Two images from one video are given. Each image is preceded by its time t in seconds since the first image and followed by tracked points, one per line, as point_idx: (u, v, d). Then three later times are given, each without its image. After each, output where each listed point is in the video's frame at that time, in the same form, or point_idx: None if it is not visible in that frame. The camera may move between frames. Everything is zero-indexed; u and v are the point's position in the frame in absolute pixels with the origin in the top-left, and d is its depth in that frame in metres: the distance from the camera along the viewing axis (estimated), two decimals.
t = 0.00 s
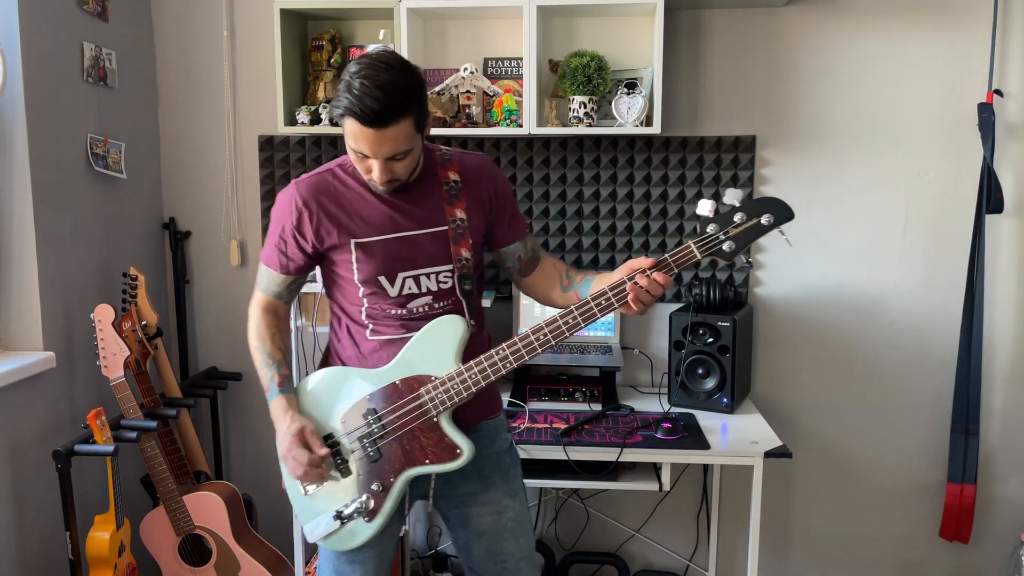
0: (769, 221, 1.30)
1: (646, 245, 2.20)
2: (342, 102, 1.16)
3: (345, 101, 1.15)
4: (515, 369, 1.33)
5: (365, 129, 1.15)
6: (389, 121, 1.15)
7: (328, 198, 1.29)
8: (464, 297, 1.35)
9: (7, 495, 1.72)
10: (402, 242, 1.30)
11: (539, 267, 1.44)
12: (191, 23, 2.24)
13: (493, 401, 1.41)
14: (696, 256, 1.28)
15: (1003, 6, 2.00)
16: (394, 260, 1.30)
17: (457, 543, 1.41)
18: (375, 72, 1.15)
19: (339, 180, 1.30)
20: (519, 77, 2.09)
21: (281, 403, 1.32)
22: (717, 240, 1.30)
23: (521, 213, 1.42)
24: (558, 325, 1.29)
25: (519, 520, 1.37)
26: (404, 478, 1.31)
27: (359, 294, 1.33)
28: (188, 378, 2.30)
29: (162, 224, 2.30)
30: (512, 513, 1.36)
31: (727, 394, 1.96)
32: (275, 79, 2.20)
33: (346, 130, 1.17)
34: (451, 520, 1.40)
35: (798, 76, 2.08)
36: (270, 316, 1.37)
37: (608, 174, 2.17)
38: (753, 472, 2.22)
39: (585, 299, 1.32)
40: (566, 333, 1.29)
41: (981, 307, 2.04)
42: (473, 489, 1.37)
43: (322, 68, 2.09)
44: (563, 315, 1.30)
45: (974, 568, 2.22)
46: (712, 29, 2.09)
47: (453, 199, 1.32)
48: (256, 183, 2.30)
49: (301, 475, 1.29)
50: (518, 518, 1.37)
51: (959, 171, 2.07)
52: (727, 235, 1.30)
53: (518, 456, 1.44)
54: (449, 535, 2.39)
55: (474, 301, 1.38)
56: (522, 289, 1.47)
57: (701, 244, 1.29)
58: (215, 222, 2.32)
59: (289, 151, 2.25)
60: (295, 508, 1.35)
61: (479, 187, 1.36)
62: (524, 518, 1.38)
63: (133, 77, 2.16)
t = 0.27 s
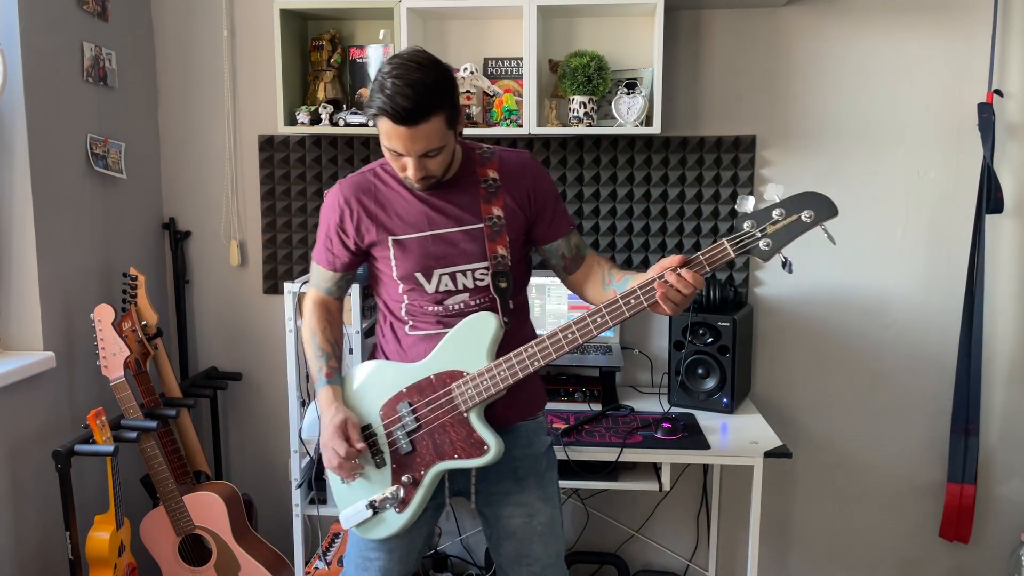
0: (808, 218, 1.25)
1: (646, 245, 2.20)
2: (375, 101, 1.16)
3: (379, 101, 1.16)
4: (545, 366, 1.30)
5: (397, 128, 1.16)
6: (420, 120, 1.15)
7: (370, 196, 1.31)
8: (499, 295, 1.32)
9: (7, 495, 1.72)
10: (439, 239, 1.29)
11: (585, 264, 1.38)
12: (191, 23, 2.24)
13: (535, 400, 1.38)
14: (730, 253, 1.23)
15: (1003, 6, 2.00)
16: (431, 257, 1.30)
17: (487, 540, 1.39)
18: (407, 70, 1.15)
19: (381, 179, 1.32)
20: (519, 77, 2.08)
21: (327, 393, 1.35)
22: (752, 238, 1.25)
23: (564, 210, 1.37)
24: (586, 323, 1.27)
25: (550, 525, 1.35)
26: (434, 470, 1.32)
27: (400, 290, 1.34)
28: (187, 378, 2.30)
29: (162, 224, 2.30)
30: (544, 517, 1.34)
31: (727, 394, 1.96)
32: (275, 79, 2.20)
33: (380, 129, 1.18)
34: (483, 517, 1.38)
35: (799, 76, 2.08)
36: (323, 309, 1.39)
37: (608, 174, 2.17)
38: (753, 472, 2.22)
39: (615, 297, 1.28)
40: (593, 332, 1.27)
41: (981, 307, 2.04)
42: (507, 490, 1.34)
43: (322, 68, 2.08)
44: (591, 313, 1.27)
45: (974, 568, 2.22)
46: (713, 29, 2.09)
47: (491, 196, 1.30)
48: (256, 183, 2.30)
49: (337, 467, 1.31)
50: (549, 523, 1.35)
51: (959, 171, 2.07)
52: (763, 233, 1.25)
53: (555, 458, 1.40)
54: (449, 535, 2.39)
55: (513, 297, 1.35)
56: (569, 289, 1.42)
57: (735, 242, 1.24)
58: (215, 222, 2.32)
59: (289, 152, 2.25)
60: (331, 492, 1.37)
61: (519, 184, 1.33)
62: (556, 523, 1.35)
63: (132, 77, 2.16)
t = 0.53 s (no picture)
0: (826, 224, 1.25)
1: (646, 245, 2.20)
2: (401, 89, 1.17)
3: (404, 89, 1.17)
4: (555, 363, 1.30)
5: (422, 115, 1.16)
6: (444, 107, 1.16)
7: (386, 187, 1.32)
8: (512, 292, 1.32)
9: (8, 495, 1.72)
10: (451, 233, 1.30)
11: (596, 264, 1.39)
12: (191, 23, 2.24)
13: (543, 397, 1.38)
14: (746, 257, 1.24)
15: (1003, 6, 2.00)
16: (443, 250, 1.30)
17: (490, 538, 1.40)
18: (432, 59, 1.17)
19: (398, 172, 1.33)
20: (519, 77, 2.08)
21: (338, 380, 1.35)
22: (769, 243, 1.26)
23: (580, 209, 1.38)
24: (597, 322, 1.28)
25: (554, 523, 1.35)
26: (443, 463, 1.32)
27: (412, 283, 1.34)
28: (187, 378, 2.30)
29: (162, 224, 2.30)
30: (547, 515, 1.34)
31: (727, 394, 1.96)
32: (275, 79, 2.20)
33: (405, 118, 1.19)
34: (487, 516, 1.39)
35: (799, 76, 2.08)
36: (332, 299, 1.40)
37: (608, 174, 2.17)
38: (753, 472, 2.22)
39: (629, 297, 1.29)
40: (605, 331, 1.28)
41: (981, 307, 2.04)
42: (511, 487, 1.35)
43: (322, 68, 2.08)
44: (604, 312, 1.28)
45: (974, 568, 2.22)
46: (713, 28, 2.09)
47: (507, 193, 1.31)
48: (256, 183, 2.30)
49: (359, 453, 1.30)
50: (553, 521, 1.35)
51: (959, 171, 2.07)
52: (779, 238, 1.26)
53: (561, 456, 1.41)
54: (449, 535, 2.39)
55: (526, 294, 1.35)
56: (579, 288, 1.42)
57: (752, 246, 1.25)
58: (215, 222, 2.32)
59: (289, 152, 2.25)
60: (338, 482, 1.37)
61: (535, 182, 1.33)
62: (560, 521, 1.36)
63: (132, 77, 2.16)
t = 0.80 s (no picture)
0: (807, 226, 1.27)
1: (646, 245, 2.20)
2: (417, 87, 1.20)
3: (443, 75, 1.18)
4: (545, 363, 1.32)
5: (466, 96, 1.19)
6: (482, 88, 1.21)
7: (369, 187, 1.31)
8: (497, 292, 1.35)
9: (7, 495, 1.72)
10: (436, 234, 1.30)
11: (573, 266, 1.44)
12: (191, 23, 2.24)
13: (522, 397, 1.40)
14: (732, 257, 1.26)
15: (1003, 6, 2.00)
16: (428, 251, 1.30)
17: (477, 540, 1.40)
18: (457, 47, 1.22)
19: (380, 172, 1.32)
20: (519, 77, 2.07)
21: (316, 385, 1.33)
22: (753, 244, 1.27)
23: (558, 211, 1.41)
24: (589, 321, 1.30)
25: (541, 520, 1.36)
26: (433, 467, 1.31)
27: (393, 284, 1.33)
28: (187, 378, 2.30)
29: (162, 224, 2.30)
30: (535, 512, 1.35)
31: (727, 394, 1.96)
32: (275, 79, 2.20)
33: (443, 105, 1.19)
34: (473, 517, 1.39)
35: (799, 76, 2.08)
36: (305, 301, 1.38)
37: (608, 174, 2.17)
38: (753, 472, 2.22)
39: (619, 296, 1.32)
40: (596, 330, 1.30)
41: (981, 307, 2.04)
42: (497, 486, 1.36)
43: (322, 68, 2.08)
44: (595, 312, 1.30)
45: (974, 568, 2.22)
46: (713, 29, 2.09)
47: (492, 194, 1.32)
48: (256, 183, 2.30)
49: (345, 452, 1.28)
50: (540, 518, 1.36)
51: (959, 171, 2.07)
52: (764, 239, 1.28)
53: (543, 454, 1.42)
54: (449, 535, 2.39)
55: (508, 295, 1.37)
56: (556, 289, 1.47)
57: (736, 246, 1.27)
58: (215, 222, 2.32)
59: (289, 151, 2.25)
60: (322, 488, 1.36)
61: (517, 184, 1.35)
62: (546, 518, 1.37)
63: (132, 77, 2.16)
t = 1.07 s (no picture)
0: (772, 228, 1.30)
1: (646, 245, 2.20)
2: (402, 86, 1.21)
3: (427, 73, 1.21)
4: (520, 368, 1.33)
5: (450, 95, 1.22)
6: (462, 88, 1.24)
7: (335, 193, 1.30)
8: (468, 297, 1.38)
9: (7, 496, 1.72)
10: (405, 241, 1.31)
11: (539, 270, 1.46)
12: (191, 23, 2.24)
13: (492, 402, 1.42)
14: (701, 259, 1.29)
15: (1003, 6, 2.00)
16: (397, 258, 1.31)
17: (456, 544, 1.41)
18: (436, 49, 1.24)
19: (347, 178, 1.31)
20: (519, 77, 2.09)
21: (288, 398, 1.31)
22: (721, 246, 1.30)
23: (522, 217, 1.45)
24: (563, 326, 1.30)
25: (518, 519, 1.37)
26: (409, 475, 1.32)
27: (362, 291, 1.33)
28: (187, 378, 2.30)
29: (162, 224, 2.30)
30: (512, 512, 1.36)
31: (727, 394, 1.96)
32: (275, 79, 2.20)
33: (428, 104, 1.20)
34: (450, 521, 1.40)
35: (798, 76, 2.08)
36: (267, 309, 1.35)
37: (608, 174, 2.18)
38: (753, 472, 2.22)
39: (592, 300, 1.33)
40: (571, 334, 1.30)
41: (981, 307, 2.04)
42: (472, 490, 1.36)
43: (322, 68, 2.09)
44: (567, 317, 1.31)
45: (974, 568, 2.22)
46: (713, 29, 2.09)
47: (460, 200, 1.34)
48: (256, 183, 2.30)
49: (316, 468, 1.27)
50: (517, 518, 1.37)
51: (959, 170, 2.07)
52: (730, 242, 1.30)
53: (517, 455, 1.43)
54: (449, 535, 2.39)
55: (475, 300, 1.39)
56: (523, 293, 1.49)
57: (704, 249, 1.30)
58: (215, 222, 2.32)
59: (288, 151, 2.25)
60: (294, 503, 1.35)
61: (484, 190, 1.38)
62: (523, 517, 1.38)
63: (133, 77, 2.16)
